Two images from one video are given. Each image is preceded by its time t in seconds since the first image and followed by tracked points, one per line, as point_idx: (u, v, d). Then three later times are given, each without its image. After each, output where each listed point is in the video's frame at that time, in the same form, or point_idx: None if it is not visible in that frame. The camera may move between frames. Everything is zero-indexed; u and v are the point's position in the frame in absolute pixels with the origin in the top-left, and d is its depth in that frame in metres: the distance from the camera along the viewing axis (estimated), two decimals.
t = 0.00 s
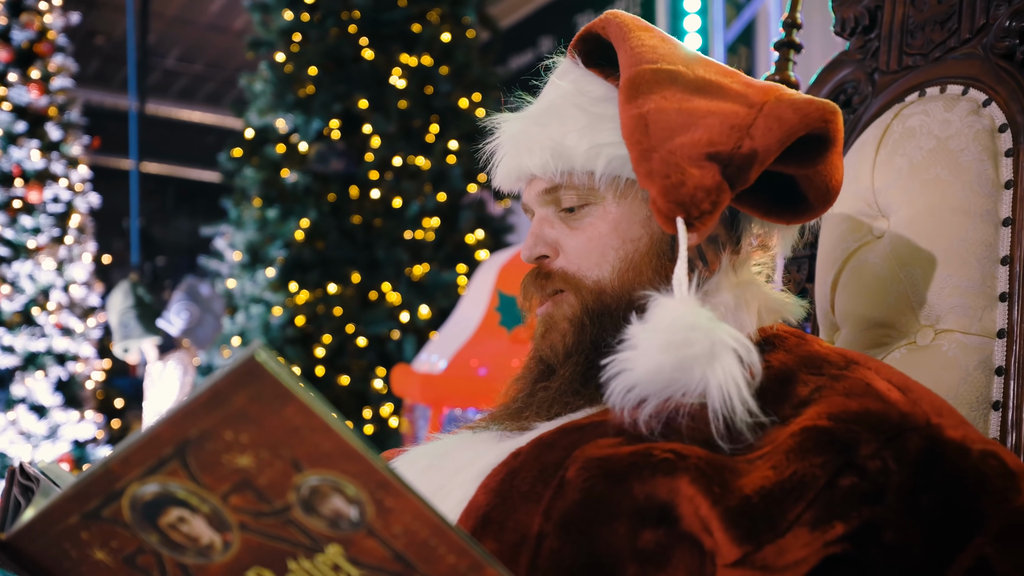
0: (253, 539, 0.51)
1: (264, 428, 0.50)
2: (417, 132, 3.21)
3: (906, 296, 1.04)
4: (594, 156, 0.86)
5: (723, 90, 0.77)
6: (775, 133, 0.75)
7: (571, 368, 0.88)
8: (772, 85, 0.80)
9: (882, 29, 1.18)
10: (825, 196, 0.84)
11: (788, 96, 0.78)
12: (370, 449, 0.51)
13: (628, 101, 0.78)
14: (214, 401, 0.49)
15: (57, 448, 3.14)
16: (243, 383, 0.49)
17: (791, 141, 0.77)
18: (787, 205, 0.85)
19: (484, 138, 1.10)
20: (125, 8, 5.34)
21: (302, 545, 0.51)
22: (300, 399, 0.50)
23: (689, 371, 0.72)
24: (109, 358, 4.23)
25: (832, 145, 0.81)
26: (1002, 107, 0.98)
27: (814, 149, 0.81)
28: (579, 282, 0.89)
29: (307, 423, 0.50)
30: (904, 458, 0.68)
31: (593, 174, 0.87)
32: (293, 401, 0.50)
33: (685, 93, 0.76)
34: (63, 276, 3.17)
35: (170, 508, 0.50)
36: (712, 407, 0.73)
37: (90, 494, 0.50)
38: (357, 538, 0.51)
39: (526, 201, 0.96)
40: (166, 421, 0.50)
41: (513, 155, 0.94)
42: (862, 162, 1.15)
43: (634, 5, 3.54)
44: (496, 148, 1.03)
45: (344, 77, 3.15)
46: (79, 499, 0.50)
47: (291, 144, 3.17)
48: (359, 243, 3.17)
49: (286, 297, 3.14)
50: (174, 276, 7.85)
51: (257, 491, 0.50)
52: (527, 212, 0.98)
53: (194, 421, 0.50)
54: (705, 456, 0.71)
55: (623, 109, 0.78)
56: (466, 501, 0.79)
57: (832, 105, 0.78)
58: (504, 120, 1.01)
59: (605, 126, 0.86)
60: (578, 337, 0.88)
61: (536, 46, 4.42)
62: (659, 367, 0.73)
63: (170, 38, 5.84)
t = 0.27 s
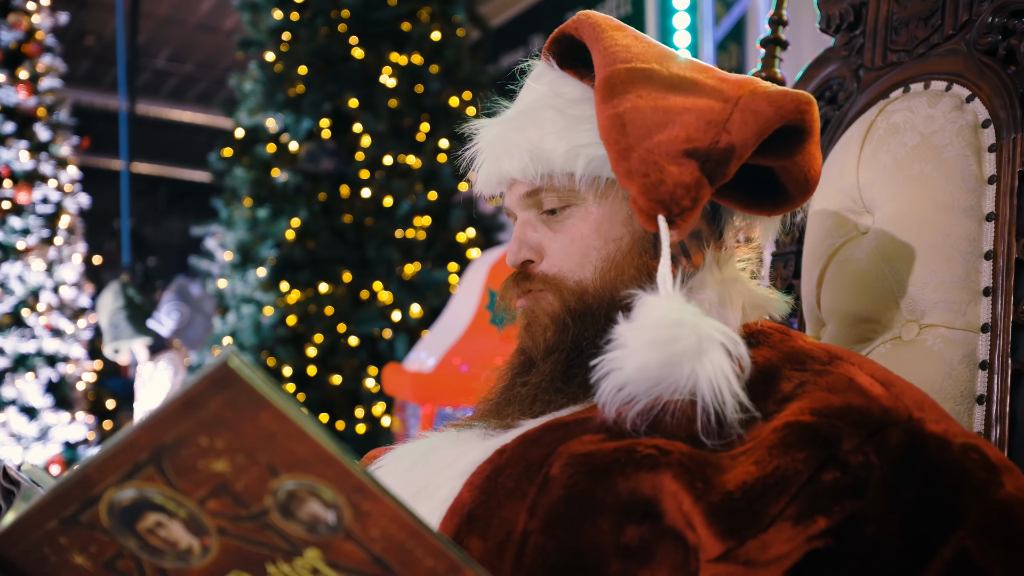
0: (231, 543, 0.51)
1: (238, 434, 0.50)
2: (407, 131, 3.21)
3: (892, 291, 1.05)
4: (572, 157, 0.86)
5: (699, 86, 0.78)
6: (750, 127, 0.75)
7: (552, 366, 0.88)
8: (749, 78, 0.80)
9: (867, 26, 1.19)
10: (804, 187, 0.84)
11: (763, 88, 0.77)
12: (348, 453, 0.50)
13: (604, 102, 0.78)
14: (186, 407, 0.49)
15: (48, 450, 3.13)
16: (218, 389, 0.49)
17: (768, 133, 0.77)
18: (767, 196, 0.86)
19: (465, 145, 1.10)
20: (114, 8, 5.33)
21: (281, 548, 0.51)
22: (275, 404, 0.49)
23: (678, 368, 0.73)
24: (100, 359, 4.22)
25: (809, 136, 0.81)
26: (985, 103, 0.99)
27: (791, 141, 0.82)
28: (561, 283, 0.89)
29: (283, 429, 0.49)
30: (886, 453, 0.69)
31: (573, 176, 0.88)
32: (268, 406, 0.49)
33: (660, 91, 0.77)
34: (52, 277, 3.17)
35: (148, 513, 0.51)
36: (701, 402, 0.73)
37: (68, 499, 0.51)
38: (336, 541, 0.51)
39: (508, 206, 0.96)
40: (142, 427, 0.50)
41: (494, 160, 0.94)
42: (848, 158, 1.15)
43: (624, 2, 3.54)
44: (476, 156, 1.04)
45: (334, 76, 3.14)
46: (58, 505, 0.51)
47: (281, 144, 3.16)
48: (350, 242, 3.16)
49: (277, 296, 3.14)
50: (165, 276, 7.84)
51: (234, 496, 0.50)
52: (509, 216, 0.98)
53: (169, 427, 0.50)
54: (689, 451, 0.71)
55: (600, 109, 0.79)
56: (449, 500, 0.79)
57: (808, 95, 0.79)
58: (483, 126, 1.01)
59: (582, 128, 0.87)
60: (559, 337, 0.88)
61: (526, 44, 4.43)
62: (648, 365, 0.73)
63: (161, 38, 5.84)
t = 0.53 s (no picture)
0: (219, 549, 0.51)
1: (225, 440, 0.50)
2: (400, 132, 3.21)
3: (882, 289, 1.04)
4: (553, 162, 0.86)
5: (677, 90, 0.78)
6: (726, 129, 0.75)
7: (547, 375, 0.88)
8: (728, 80, 0.80)
9: (855, 25, 1.19)
10: (785, 187, 0.84)
11: (740, 89, 0.77)
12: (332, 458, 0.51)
13: (580, 107, 0.79)
14: (173, 413, 0.49)
15: (42, 454, 3.13)
16: (202, 398, 0.49)
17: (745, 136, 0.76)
18: (748, 198, 0.86)
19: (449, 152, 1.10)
20: (107, 12, 5.32)
21: (268, 554, 0.51)
22: (261, 412, 0.50)
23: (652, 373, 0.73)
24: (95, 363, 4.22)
25: (788, 137, 0.81)
26: (973, 101, 0.99)
27: (769, 141, 0.82)
28: (552, 289, 0.89)
29: (267, 434, 0.50)
30: (874, 452, 0.69)
31: (554, 181, 0.87)
32: (253, 413, 0.50)
33: (636, 95, 0.77)
34: (46, 281, 3.16)
35: (136, 520, 0.51)
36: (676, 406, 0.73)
37: (57, 507, 0.51)
38: (323, 546, 0.51)
39: (493, 212, 0.96)
40: (127, 435, 0.50)
41: (474, 167, 0.94)
42: (837, 156, 1.16)
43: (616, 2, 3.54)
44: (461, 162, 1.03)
45: (327, 78, 3.14)
46: (47, 512, 0.51)
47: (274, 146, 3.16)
48: (344, 243, 3.19)
49: (271, 299, 3.13)
50: (160, 279, 7.83)
51: (221, 502, 0.50)
52: (496, 222, 0.98)
53: (156, 433, 0.50)
54: (678, 453, 0.71)
55: (576, 114, 0.79)
56: (442, 501, 0.78)
57: (786, 96, 0.78)
58: (466, 134, 1.01)
59: (562, 132, 0.86)
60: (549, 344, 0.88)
61: (519, 44, 4.42)
62: (622, 371, 0.73)
63: (153, 41, 5.82)
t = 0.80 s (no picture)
0: None
1: (201, 470, 0.51)
2: (394, 136, 3.21)
3: (874, 291, 1.05)
4: (532, 176, 0.86)
5: (652, 100, 0.78)
6: (703, 138, 0.75)
7: (532, 388, 0.88)
8: (702, 86, 0.80)
9: (844, 28, 1.19)
10: (765, 191, 0.84)
11: (715, 96, 0.77)
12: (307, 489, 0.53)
13: (557, 121, 0.79)
14: (146, 449, 0.51)
15: (38, 461, 3.12)
16: (177, 430, 0.51)
17: (721, 144, 0.76)
18: (728, 202, 0.86)
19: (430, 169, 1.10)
20: (101, 18, 5.32)
21: None
22: (237, 446, 0.52)
23: (642, 388, 0.72)
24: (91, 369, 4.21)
25: (767, 142, 0.81)
26: (963, 103, 1.00)
27: (749, 146, 0.81)
28: (535, 301, 0.90)
29: (241, 466, 0.52)
30: (862, 456, 0.69)
31: (535, 195, 0.88)
32: (228, 445, 0.52)
33: (612, 107, 0.77)
34: (42, 288, 3.16)
35: (119, 545, 0.50)
36: (668, 416, 0.73)
37: (39, 533, 0.51)
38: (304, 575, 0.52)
39: (476, 226, 0.97)
40: (108, 463, 0.51)
41: (455, 184, 0.94)
42: (828, 159, 1.16)
43: (609, 4, 3.55)
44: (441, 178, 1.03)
45: (321, 83, 3.14)
46: (27, 540, 0.51)
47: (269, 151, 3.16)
48: (339, 247, 3.16)
49: (267, 304, 3.13)
50: (156, 284, 7.82)
51: (203, 530, 0.51)
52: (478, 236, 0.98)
53: (139, 461, 0.51)
54: (667, 462, 0.72)
55: (554, 129, 0.80)
56: (430, 512, 0.79)
57: (762, 101, 0.78)
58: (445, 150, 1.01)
59: (540, 146, 0.87)
60: (534, 356, 0.89)
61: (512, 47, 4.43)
62: (612, 387, 0.72)
63: (147, 47, 5.82)
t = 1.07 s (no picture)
0: None
1: (149, 551, 0.48)
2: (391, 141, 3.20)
3: (869, 294, 1.06)
4: (471, 191, 0.86)
5: (581, 103, 0.78)
6: (638, 138, 0.76)
7: (488, 404, 0.87)
8: (634, 86, 0.81)
9: (840, 30, 1.20)
10: (707, 185, 0.85)
11: (646, 96, 0.78)
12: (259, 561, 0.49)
13: (491, 131, 0.78)
14: (88, 531, 0.47)
15: (40, 466, 3.12)
16: (117, 515, 0.48)
17: (656, 143, 0.77)
18: (671, 199, 0.87)
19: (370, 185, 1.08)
20: (100, 24, 5.32)
21: None
22: (182, 527, 0.48)
23: (583, 400, 0.73)
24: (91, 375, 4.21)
25: (704, 136, 0.82)
26: (959, 105, 1.00)
27: (687, 143, 0.82)
28: (482, 317, 0.90)
29: (187, 546, 0.48)
30: (827, 460, 0.69)
31: (475, 209, 0.88)
32: (172, 528, 0.48)
33: (544, 114, 0.77)
34: (42, 294, 3.15)
35: None
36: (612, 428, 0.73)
37: None
38: None
39: (421, 245, 0.96)
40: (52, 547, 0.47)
41: (396, 204, 0.93)
42: (824, 162, 1.16)
43: (606, 7, 3.55)
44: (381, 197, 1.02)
45: (318, 88, 3.14)
46: None
47: (267, 155, 3.18)
48: (337, 251, 3.15)
49: (266, 308, 3.14)
50: (155, 289, 7.82)
51: None
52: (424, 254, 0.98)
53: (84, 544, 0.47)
54: (629, 484, 0.71)
55: (487, 138, 0.79)
56: (394, 543, 0.78)
57: (691, 96, 0.80)
58: (381, 170, 1.00)
59: (476, 159, 0.87)
60: (487, 371, 0.88)
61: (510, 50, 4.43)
62: (554, 403, 0.73)
63: (146, 52, 5.82)
